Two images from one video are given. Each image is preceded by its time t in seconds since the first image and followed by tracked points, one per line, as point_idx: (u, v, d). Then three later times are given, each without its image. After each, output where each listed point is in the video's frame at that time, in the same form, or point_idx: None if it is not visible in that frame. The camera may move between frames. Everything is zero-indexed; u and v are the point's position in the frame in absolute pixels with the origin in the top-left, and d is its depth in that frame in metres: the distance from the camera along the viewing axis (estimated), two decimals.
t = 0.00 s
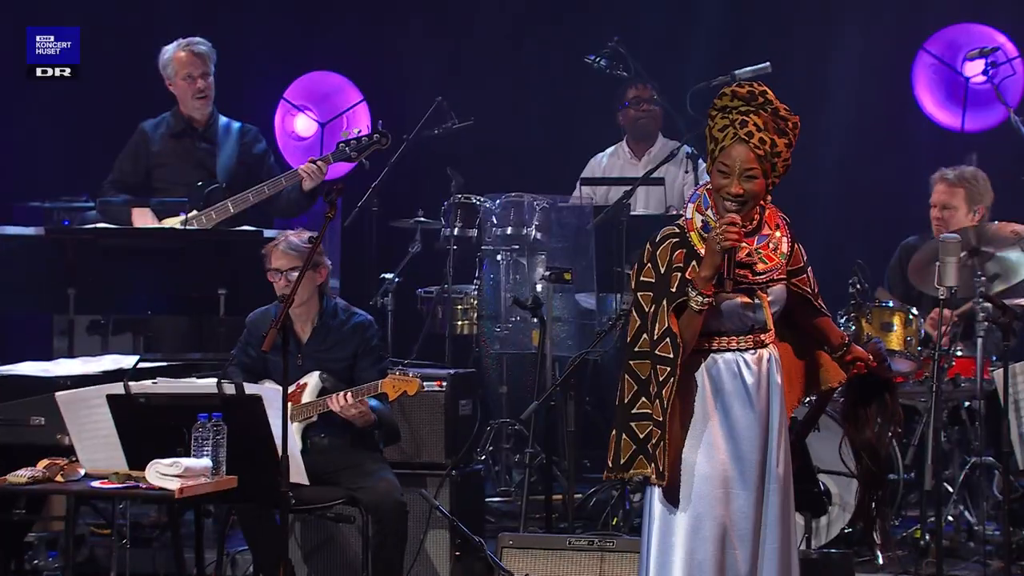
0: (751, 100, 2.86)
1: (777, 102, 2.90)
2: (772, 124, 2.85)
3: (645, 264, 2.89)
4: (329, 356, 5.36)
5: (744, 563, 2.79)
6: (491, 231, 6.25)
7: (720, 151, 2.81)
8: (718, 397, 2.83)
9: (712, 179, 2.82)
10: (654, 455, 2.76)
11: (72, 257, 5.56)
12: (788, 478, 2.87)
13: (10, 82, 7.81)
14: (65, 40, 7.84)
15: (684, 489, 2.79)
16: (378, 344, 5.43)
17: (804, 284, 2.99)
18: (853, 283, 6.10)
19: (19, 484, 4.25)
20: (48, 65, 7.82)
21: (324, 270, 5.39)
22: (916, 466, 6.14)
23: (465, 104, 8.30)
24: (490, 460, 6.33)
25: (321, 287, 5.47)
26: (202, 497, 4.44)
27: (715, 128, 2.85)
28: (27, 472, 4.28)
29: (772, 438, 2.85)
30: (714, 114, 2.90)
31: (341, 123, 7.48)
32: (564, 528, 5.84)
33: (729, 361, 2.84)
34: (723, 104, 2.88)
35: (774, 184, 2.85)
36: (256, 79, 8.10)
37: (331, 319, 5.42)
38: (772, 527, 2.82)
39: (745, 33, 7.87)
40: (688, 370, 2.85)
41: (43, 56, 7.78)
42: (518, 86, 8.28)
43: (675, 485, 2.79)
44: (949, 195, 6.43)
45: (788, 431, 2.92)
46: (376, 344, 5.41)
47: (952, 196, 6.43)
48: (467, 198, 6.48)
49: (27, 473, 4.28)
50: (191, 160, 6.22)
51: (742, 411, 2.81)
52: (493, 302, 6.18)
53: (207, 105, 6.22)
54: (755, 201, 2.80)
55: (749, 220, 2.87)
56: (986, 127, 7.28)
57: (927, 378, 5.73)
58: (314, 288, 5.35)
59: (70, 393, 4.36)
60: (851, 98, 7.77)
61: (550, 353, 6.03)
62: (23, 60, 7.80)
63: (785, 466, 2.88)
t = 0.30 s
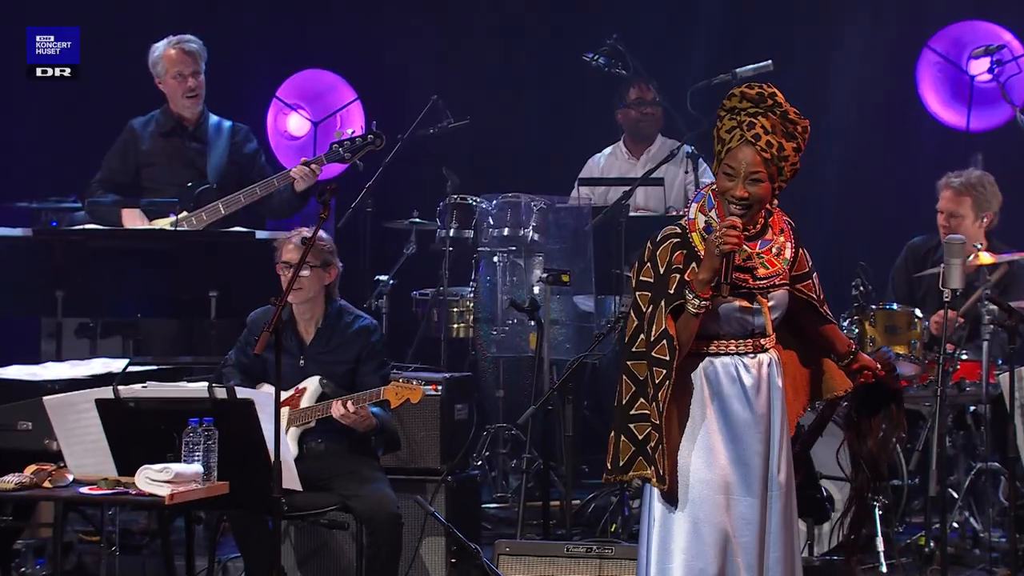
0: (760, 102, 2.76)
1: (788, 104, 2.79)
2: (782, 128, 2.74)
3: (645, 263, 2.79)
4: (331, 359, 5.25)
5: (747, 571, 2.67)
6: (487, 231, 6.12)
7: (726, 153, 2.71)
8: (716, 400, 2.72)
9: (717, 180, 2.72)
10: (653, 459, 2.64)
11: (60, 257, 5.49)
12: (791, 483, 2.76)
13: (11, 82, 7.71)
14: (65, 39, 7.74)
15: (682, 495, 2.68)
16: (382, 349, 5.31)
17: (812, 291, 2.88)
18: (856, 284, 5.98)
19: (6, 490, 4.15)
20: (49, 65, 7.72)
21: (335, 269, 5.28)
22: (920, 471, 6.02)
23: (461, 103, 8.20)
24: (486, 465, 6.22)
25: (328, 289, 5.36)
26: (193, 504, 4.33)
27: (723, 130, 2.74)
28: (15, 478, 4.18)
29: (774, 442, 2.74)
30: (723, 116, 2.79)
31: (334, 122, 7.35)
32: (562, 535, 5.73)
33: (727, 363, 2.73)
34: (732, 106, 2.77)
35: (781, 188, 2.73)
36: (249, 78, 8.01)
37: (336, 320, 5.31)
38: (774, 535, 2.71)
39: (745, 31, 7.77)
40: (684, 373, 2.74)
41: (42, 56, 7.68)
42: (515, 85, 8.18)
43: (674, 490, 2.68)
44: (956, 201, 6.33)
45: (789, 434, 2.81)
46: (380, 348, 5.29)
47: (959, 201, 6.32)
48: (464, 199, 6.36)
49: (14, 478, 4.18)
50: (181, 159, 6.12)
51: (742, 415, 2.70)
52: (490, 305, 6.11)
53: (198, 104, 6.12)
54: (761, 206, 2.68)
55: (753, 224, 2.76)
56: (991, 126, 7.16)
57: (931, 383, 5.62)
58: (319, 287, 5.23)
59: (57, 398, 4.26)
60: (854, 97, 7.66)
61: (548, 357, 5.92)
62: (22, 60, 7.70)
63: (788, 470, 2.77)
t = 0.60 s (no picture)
0: (753, 98, 2.68)
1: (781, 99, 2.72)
2: (777, 124, 2.66)
3: (641, 266, 2.71)
4: (334, 365, 5.17)
5: None
6: (481, 232, 6.05)
7: (721, 151, 2.63)
8: (712, 404, 2.64)
9: (712, 180, 2.64)
10: (646, 464, 2.59)
11: (48, 259, 5.41)
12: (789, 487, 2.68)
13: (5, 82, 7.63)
14: (66, 40, 7.68)
15: (677, 501, 2.60)
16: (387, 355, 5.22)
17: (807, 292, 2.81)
18: (855, 286, 5.91)
19: None
20: (50, 65, 7.64)
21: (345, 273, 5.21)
22: (920, 476, 5.95)
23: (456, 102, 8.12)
24: (481, 470, 6.15)
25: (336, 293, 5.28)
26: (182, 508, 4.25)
27: (717, 128, 2.66)
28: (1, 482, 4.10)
29: (771, 446, 2.66)
30: (715, 114, 2.71)
31: (326, 122, 7.28)
32: (557, 540, 5.65)
33: (723, 367, 2.65)
34: (725, 103, 2.69)
35: (777, 186, 2.65)
36: (242, 78, 7.96)
37: (342, 325, 5.23)
38: (772, 541, 2.63)
39: (742, 29, 7.69)
40: (682, 377, 2.66)
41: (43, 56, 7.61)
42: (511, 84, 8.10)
43: (668, 495, 2.61)
44: (956, 198, 6.25)
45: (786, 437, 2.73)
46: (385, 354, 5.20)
47: (959, 198, 6.24)
48: (457, 199, 6.29)
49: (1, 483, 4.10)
50: (170, 160, 6.06)
51: (740, 419, 2.63)
52: (484, 307, 6.01)
53: (187, 103, 6.05)
54: (758, 204, 2.60)
55: (750, 224, 2.68)
56: (992, 125, 7.08)
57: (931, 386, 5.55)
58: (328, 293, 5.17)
59: (48, 402, 4.19)
60: (852, 97, 7.58)
61: (543, 359, 5.85)
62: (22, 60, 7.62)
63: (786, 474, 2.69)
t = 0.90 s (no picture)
0: (738, 96, 2.61)
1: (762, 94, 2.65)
2: (764, 120, 2.60)
3: (631, 272, 2.60)
4: (320, 367, 5.08)
5: None
6: (472, 234, 5.96)
7: (711, 150, 2.55)
8: (707, 407, 2.55)
9: (705, 181, 2.56)
10: (653, 471, 2.47)
11: (31, 261, 5.33)
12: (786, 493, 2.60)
13: None
14: (65, 40, 7.59)
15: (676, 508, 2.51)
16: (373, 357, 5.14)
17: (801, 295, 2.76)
18: (850, 288, 5.83)
19: None
20: (50, 65, 7.57)
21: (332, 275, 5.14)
22: (916, 480, 5.87)
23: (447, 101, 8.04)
24: (472, 474, 6.07)
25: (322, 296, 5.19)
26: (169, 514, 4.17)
27: (703, 127, 2.59)
28: None
29: (767, 450, 2.57)
30: (696, 112, 2.64)
31: (314, 121, 7.20)
32: (549, 546, 5.57)
33: (720, 370, 2.57)
34: (709, 101, 2.62)
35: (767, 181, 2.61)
36: (231, 77, 7.87)
37: (325, 331, 5.13)
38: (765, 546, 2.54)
39: (735, 28, 7.62)
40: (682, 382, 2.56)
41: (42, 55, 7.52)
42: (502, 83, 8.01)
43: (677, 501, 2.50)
44: (951, 196, 6.18)
45: (783, 441, 2.64)
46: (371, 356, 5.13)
47: (954, 197, 6.17)
48: (447, 200, 6.21)
49: None
50: (156, 160, 5.98)
51: (735, 420, 2.54)
52: (474, 309, 5.92)
53: (174, 103, 5.97)
54: (753, 202, 2.55)
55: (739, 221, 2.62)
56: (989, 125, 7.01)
57: (927, 388, 5.47)
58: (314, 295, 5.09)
59: (29, 405, 4.10)
60: (847, 96, 7.50)
61: (534, 362, 5.76)
62: (22, 61, 7.53)
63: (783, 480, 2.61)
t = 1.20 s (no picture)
0: (737, 93, 2.54)
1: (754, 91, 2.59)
2: (763, 118, 2.54)
3: (627, 274, 2.54)
4: (294, 369, 5.04)
5: None
6: (462, 235, 5.86)
7: (713, 149, 2.48)
8: (703, 412, 2.47)
9: (707, 181, 2.49)
10: (654, 477, 2.40)
11: (16, 262, 5.26)
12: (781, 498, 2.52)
13: None
14: (66, 40, 7.63)
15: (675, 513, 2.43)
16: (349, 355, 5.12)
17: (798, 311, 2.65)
18: (845, 290, 5.76)
19: None
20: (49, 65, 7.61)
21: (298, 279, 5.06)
22: (912, 484, 5.81)
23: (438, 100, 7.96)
24: (462, 477, 6.01)
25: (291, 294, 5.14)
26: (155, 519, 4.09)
27: (704, 126, 2.51)
28: None
29: (762, 454, 2.49)
30: (694, 110, 2.57)
31: (303, 120, 7.12)
32: (540, 551, 5.52)
33: (716, 375, 2.48)
34: (708, 99, 2.55)
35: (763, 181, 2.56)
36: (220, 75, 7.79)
37: (298, 328, 5.10)
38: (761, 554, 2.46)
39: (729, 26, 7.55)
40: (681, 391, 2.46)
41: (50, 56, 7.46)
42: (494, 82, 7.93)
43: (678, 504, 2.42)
44: (947, 203, 6.10)
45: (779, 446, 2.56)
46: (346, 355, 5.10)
47: (951, 203, 6.10)
48: (438, 200, 6.14)
49: None
50: (144, 160, 5.91)
51: (731, 424, 2.46)
52: (465, 311, 5.83)
53: (162, 102, 5.92)
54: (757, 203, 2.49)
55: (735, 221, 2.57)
56: (985, 125, 6.94)
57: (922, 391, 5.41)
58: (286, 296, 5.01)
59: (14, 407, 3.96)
60: (841, 95, 7.43)
61: (525, 365, 5.69)
62: (22, 60, 7.60)
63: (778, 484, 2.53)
